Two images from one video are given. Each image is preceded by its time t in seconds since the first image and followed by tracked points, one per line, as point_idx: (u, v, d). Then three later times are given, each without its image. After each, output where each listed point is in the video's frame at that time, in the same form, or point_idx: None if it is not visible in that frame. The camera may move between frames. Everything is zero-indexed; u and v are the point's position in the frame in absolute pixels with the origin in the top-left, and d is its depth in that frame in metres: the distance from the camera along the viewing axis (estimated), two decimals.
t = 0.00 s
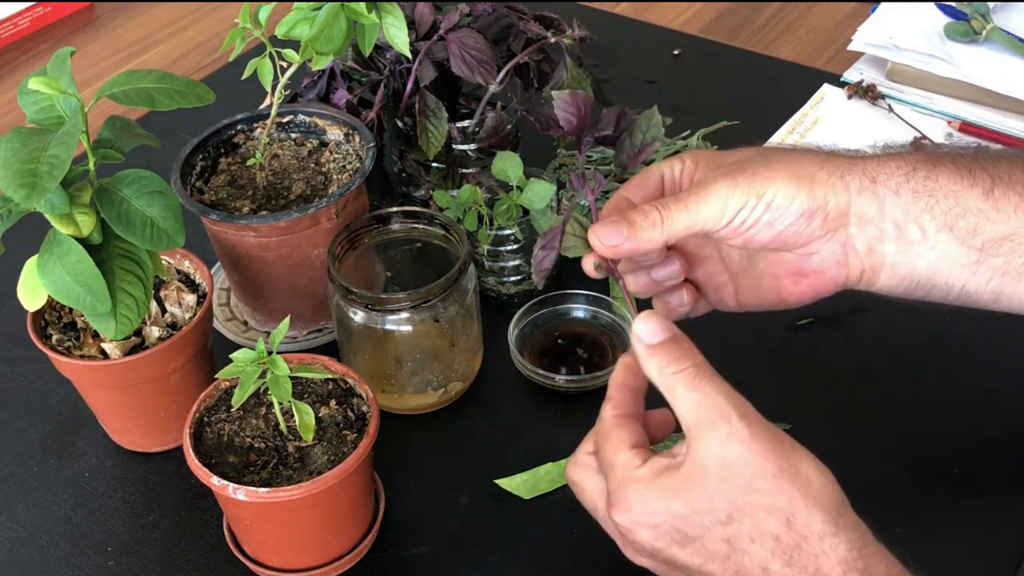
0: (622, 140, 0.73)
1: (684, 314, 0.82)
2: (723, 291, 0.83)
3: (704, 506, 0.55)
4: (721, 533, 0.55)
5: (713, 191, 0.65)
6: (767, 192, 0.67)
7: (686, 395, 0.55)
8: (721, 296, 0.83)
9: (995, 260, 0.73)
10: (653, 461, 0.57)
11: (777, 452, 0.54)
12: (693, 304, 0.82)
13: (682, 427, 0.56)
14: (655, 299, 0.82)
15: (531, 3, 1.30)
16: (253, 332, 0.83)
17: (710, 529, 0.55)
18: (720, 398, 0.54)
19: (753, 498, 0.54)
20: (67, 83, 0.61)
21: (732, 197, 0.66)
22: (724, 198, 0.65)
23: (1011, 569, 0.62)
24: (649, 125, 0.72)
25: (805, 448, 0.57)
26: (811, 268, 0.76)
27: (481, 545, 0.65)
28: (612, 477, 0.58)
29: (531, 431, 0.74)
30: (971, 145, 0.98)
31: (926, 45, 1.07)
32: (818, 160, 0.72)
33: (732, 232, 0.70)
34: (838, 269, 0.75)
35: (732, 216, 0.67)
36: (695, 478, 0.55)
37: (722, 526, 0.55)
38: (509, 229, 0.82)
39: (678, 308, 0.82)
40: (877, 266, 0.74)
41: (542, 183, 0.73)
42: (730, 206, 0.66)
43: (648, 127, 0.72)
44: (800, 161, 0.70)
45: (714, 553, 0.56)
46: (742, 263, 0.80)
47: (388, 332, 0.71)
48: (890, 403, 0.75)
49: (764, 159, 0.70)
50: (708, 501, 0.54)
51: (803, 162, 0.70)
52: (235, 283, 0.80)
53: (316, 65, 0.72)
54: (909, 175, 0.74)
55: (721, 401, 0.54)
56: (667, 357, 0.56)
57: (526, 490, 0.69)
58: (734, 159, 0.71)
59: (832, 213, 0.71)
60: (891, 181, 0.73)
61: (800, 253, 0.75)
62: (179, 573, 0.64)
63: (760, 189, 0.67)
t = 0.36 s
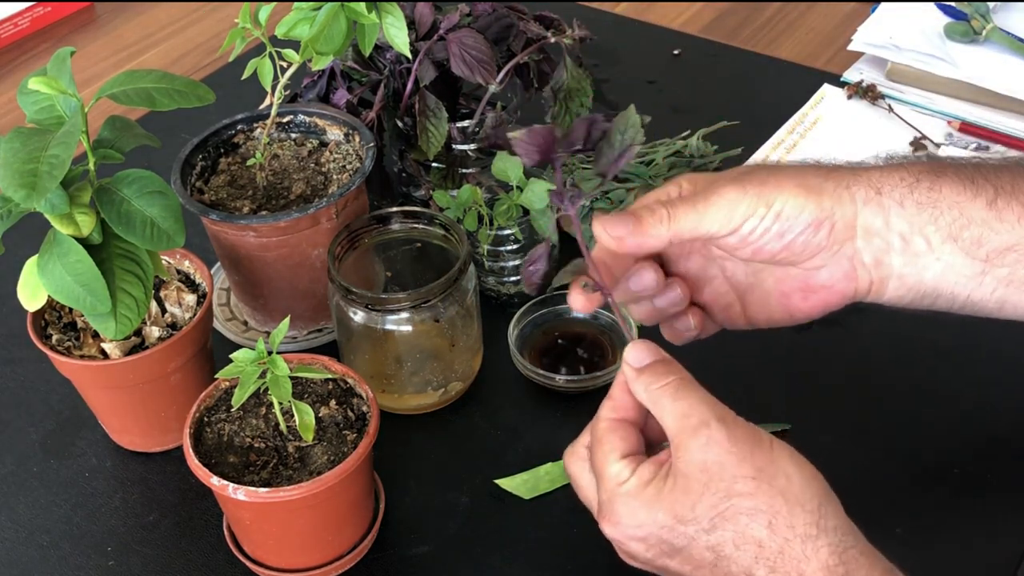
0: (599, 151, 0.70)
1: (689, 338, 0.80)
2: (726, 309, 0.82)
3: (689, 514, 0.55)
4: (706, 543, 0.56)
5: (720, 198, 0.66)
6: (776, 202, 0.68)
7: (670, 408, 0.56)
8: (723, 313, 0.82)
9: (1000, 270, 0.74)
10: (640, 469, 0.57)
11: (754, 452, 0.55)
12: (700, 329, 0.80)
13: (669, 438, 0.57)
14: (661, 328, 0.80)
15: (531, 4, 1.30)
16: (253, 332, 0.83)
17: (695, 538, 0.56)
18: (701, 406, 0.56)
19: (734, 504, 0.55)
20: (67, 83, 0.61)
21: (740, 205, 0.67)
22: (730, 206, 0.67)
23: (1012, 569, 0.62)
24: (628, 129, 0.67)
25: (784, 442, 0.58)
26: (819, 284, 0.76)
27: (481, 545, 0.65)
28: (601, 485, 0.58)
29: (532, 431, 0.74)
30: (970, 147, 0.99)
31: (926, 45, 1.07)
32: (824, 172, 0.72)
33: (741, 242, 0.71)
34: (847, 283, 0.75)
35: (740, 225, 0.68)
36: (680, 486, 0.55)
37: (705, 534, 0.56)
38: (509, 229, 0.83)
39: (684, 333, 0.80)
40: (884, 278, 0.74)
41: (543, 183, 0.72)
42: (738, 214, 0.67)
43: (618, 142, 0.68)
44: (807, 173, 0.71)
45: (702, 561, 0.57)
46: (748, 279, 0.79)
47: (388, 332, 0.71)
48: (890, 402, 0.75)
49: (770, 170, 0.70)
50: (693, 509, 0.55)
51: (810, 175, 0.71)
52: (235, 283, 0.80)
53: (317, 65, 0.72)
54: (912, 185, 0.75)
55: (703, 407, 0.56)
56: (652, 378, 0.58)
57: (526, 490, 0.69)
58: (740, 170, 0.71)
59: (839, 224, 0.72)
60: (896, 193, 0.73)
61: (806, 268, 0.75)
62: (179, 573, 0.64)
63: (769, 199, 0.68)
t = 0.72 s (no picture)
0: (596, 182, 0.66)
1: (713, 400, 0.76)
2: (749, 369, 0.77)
3: (709, 538, 0.55)
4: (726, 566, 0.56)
5: (751, 277, 0.64)
6: (806, 270, 0.66)
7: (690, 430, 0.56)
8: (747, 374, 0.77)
9: None
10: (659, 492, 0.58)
11: (774, 476, 0.55)
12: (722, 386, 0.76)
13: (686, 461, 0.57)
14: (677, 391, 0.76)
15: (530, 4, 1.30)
16: (253, 332, 0.83)
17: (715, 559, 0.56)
18: (719, 428, 0.55)
19: (755, 527, 0.54)
20: (67, 83, 0.61)
21: (770, 280, 0.64)
22: (761, 284, 0.64)
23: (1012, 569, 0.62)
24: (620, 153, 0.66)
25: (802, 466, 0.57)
26: (853, 339, 0.73)
27: (481, 545, 0.65)
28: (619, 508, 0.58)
29: (532, 431, 0.74)
30: (970, 147, 0.99)
31: (926, 46, 1.07)
32: (849, 230, 0.70)
33: (774, 315, 0.68)
34: (879, 338, 0.72)
35: (773, 300, 0.65)
36: (699, 510, 0.55)
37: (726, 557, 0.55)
38: (509, 229, 0.83)
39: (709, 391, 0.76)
40: (914, 328, 0.72)
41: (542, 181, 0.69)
42: (770, 289, 0.64)
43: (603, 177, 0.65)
44: (831, 233, 0.69)
45: None
46: (775, 339, 0.75)
47: (388, 332, 0.71)
48: (889, 402, 0.75)
49: (794, 237, 0.67)
50: (713, 533, 0.55)
51: (833, 235, 0.69)
52: (235, 283, 0.80)
53: (316, 65, 0.72)
54: (936, 238, 0.73)
55: (722, 430, 0.55)
56: (667, 400, 0.57)
57: (526, 490, 0.69)
58: (761, 240, 0.68)
59: (870, 283, 0.69)
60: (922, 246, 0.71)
61: (839, 326, 0.72)
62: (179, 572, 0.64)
63: (799, 268, 0.65)
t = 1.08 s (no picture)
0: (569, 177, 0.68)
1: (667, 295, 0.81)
2: (704, 274, 0.82)
3: None
4: None
5: (714, 186, 0.64)
6: (769, 181, 0.65)
7: (770, 521, 0.48)
8: (701, 275, 0.82)
9: (998, 242, 0.69)
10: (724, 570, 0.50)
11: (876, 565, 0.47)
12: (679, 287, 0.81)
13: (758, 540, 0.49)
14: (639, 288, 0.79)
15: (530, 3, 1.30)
16: (253, 332, 0.83)
17: None
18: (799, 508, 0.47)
19: None
20: (67, 83, 0.61)
21: (733, 190, 0.64)
22: (724, 194, 0.64)
23: (1012, 568, 0.62)
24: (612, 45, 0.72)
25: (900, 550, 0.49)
26: (817, 254, 0.74)
27: (480, 545, 0.65)
28: None
29: (532, 431, 0.74)
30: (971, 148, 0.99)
31: (926, 46, 1.07)
32: (824, 142, 0.68)
33: (736, 225, 0.68)
34: (840, 254, 0.73)
35: (735, 212, 0.66)
36: None
37: None
38: (509, 229, 0.82)
39: (662, 293, 0.81)
40: (877, 250, 0.72)
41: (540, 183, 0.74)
42: (734, 200, 0.65)
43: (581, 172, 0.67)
44: (804, 145, 0.67)
45: None
46: (735, 249, 0.77)
47: (388, 332, 0.71)
48: (890, 402, 0.75)
49: (765, 147, 0.67)
50: None
51: (806, 147, 0.67)
52: (235, 284, 0.80)
53: (316, 66, 0.72)
54: (912, 154, 0.69)
55: (806, 516, 0.47)
56: (727, 467, 0.49)
57: (526, 489, 0.69)
58: (733, 146, 0.69)
59: (837, 200, 0.68)
60: (895, 164, 0.68)
61: (801, 241, 0.73)
62: (179, 573, 0.64)
63: (764, 180, 0.65)
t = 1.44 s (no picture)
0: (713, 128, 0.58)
1: (537, 234, 0.79)
2: (573, 220, 0.79)
3: None
4: None
5: (565, 130, 0.63)
6: (619, 137, 0.64)
7: None
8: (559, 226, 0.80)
9: (859, 215, 0.68)
10: None
11: None
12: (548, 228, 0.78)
13: None
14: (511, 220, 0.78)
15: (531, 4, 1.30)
16: (253, 332, 0.83)
17: None
18: None
19: None
20: (67, 83, 0.61)
21: (581, 141, 0.63)
22: (571, 142, 0.63)
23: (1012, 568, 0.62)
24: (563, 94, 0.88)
25: None
26: (673, 219, 0.74)
27: (481, 545, 0.65)
28: None
29: (532, 430, 0.74)
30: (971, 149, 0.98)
31: (926, 46, 1.07)
32: (682, 104, 0.66)
33: (582, 174, 0.68)
34: (690, 222, 0.73)
35: (580, 160, 0.65)
36: None
37: None
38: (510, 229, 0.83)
39: (533, 230, 0.79)
40: (732, 219, 0.71)
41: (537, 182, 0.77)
42: (582, 147, 0.64)
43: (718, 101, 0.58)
44: (658, 105, 0.65)
45: None
46: (599, 197, 0.76)
47: (388, 332, 0.71)
48: (891, 402, 0.75)
49: (623, 100, 0.65)
50: None
51: (662, 107, 0.65)
52: (235, 284, 0.80)
53: (316, 66, 0.72)
54: (773, 125, 0.67)
55: None
56: None
57: (526, 490, 0.69)
58: (599, 94, 0.67)
59: (682, 168, 0.68)
60: (752, 133, 0.67)
61: (654, 201, 0.73)
62: (179, 573, 0.64)
63: (611, 136, 0.64)
